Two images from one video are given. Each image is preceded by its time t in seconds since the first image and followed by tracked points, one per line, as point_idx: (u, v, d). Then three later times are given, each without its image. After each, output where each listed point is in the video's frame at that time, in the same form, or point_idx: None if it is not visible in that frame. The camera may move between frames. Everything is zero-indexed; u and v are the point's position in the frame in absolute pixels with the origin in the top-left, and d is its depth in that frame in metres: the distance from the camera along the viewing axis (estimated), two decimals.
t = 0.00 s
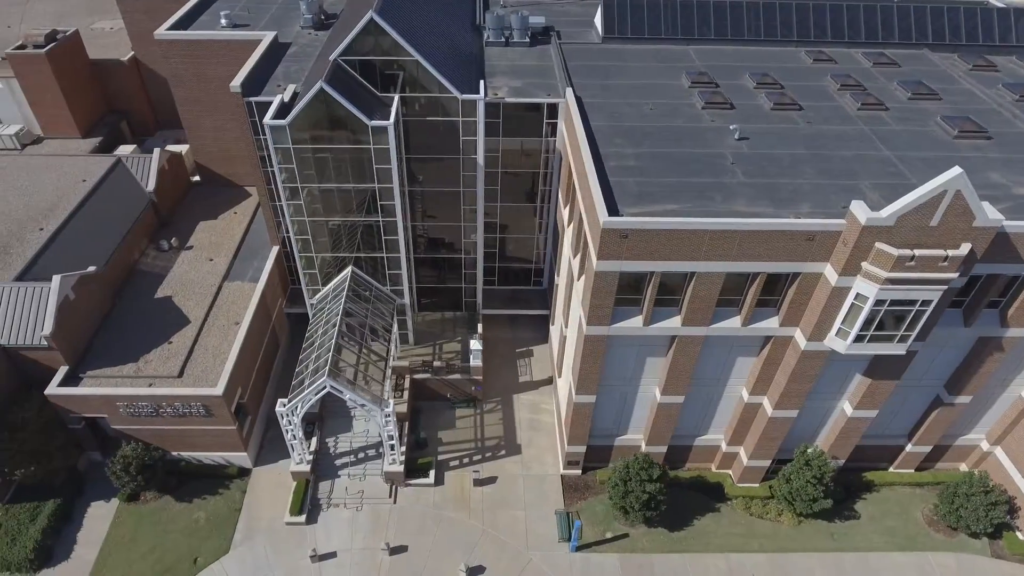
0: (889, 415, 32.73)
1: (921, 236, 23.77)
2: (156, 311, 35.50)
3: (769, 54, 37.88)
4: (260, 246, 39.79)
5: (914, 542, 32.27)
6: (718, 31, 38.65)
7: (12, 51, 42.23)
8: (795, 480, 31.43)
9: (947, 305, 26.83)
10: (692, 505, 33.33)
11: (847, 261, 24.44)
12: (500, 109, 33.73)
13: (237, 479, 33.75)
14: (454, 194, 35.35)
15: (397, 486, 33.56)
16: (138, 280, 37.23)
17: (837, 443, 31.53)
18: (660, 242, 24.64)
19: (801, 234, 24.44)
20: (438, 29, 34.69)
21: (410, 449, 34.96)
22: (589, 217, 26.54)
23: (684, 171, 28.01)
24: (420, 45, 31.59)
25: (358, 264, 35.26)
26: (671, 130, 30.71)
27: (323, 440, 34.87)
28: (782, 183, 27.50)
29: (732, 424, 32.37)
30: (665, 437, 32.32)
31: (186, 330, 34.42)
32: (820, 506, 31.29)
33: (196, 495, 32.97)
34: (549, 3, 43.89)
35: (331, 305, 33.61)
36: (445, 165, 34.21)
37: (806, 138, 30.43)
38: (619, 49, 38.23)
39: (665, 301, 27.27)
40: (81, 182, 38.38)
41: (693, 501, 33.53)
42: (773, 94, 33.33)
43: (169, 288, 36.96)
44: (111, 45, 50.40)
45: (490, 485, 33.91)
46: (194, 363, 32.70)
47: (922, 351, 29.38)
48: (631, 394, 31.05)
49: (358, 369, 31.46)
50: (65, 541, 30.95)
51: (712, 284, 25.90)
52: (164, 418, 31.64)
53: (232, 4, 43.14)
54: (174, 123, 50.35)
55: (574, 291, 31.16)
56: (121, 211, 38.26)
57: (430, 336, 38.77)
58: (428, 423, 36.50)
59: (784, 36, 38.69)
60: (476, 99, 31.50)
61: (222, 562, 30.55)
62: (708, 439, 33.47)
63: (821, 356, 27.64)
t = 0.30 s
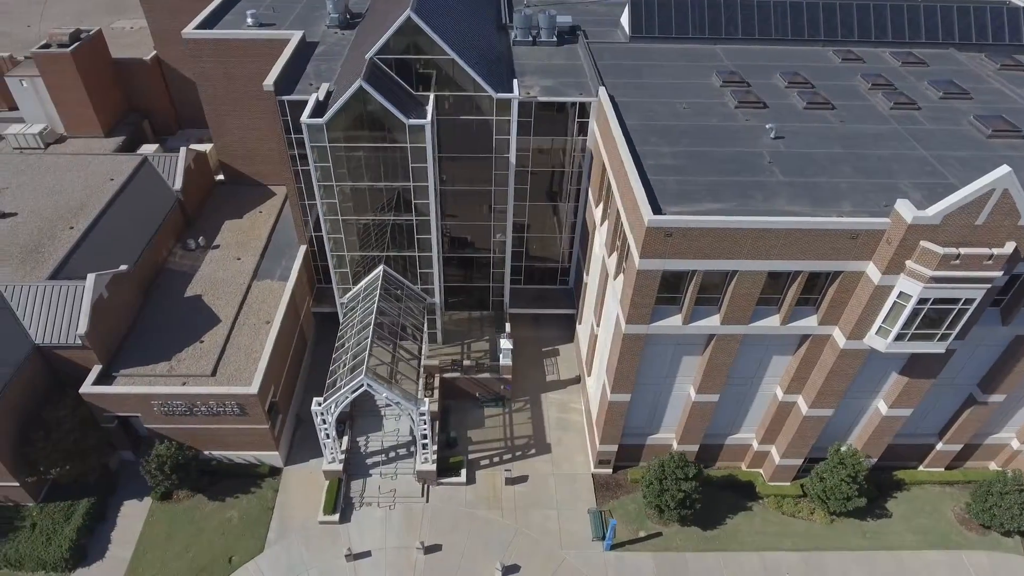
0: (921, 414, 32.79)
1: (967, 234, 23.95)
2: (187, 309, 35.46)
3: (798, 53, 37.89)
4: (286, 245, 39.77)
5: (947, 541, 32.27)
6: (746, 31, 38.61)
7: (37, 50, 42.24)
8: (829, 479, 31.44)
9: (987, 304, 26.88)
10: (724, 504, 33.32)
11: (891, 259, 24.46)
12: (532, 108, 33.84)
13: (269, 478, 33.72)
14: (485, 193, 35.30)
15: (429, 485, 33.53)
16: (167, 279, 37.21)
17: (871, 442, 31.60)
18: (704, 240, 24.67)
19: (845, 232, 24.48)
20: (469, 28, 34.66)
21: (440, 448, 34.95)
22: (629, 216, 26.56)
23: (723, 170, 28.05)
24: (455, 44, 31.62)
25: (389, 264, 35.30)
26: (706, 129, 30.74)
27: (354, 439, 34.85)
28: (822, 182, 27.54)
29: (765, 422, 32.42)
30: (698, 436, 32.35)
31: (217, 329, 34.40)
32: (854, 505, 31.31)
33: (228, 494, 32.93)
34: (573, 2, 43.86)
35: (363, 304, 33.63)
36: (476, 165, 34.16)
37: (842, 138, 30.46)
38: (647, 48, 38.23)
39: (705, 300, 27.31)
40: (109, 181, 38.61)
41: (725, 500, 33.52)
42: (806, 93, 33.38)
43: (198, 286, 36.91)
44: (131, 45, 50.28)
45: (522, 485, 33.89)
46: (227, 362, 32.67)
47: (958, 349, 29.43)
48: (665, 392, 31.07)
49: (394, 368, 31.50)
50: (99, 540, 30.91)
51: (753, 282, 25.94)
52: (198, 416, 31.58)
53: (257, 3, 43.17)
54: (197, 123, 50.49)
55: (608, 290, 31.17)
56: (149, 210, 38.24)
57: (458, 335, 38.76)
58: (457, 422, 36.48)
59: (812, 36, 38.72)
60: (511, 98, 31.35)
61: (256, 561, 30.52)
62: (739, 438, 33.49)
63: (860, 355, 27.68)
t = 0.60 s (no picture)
0: (953, 413, 32.80)
1: (1012, 233, 24.07)
2: (217, 308, 35.44)
3: (826, 53, 37.88)
4: (314, 244, 39.77)
5: (980, 541, 32.26)
6: (775, 30, 38.54)
7: (63, 48, 42.30)
8: (863, 478, 31.45)
9: None
10: (756, 503, 33.33)
11: (935, 258, 24.50)
12: (565, 106, 33.90)
13: (301, 477, 33.73)
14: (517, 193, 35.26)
15: (461, 484, 33.54)
16: (196, 278, 37.20)
17: (904, 441, 31.60)
18: (748, 239, 24.72)
19: (889, 231, 24.52)
20: (501, 27, 34.65)
21: (471, 447, 34.94)
22: (671, 214, 26.58)
23: (761, 169, 28.09)
24: (490, 43, 31.64)
25: (420, 262, 35.33)
26: (741, 128, 30.78)
27: (386, 438, 34.87)
28: (861, 181, 27.58)
29: (798, 421, 32.41)
30: (730, 435, 32.32)
31: (249, 327, 34.39)
32: (889, 504, 31.35)
33: (261, 493, 32.91)
34: (598, 2, 43.87)
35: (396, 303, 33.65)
36: (508, 164, 34.10)
37: (877, 137, 30.49)
38: (676, 48, 38.23)
39: (744, 298, 27.34)
40: (137, 179, 38.69)
41: (758, 499, 33.54)
42: (839, 93, 33.44)
43: (228, 285, 36.88)
44: (152, 44, 49.98)
45: (554, 483, 33.90)
46: (260, 361, 32.64)
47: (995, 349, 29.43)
48: (699, 391, 31.06)
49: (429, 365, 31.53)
50: (134, 538, 30.88)
51: (795, 281, 25.95)
52: (232, 415, 31.56)
53: (283, 2, 43.19)
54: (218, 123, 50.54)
55: (643, 289, 31.19)
56: (178, 208, 38.22)
57: (486, 334, 38.77)
58: (487, 421, 36.50)
59: (840, 35, 38.76)
60: (546, 96, 31.29)
61: (291, 559, 30.50)
62: (772, 437, 33.48)
63: (898, 354, 27.69)
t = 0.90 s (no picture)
0: (985, 413, 32.87)
1: None
2: (248, 307, 35.43)
3: (855, 52, 37.91)
4: (341, 243, 39.79)
5: (1013, 540, 32.33)
6: (803, 30, 38.53)
7: (89, 46, 42.31)
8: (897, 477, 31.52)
9: None
10: (788, 502, 33.39)
11: (978, 257, 24.57)
12: (598, 106, 33.90)
13: (333, 475, 33.76)
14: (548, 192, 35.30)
15: (494, 483, 33.58)
16: (225, 276, 37.23)
17: (938, 440, 31.67)
18: (791, 238, 24.80)
19: (933, 231, 24.59)
20: (533, 27, 34.68)
21: (503, 446, 34.97)
22: (711, 213, 26.65)
23: (800, 168, 28.14)
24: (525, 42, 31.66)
25: (451, 261, 35.38)
26: (777, 128, 30.82)
27: (417, 437, 34.90)
28: (900, 181, 27.63)
29: (831, 420, 32.48)
30: (763, 434, 32.38)
31: (281, 326, 34.43)
32: (923, 503, 31.40)
33: (294, 491, 32.94)
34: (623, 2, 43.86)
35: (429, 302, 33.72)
36: (542, 164, 34.09)
37: (912, 137, 30.54)
38: (704, 47, 38.24)
39: (783, 297, 27.42)
40: (165, 179, 38.73)
41: (789, 498, 33.61)
42: (870, 93, 33.49)
43: (257, 284, 36.89)
44: (174, 43, 49.99)
45: (585, 482, 33.95)
46: (294, 360, 32.67)
47: None
48: (734, 390, 31.14)
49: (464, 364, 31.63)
50: (169, 536, 30.92)
51: (836, 281, 26.03)
52: (266, 413, 31.62)
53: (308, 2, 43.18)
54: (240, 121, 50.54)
55: (678, 288, 31.25)
56: (206, 208, 38.25)
57: (514, 333, 38.81)
58: (517, 420, 36.55)
59: (867, 36, 38.82)
60: (581, 96, 31.30)
61: (327, 558, 30.53)
62: (803, 436, 33.54)
63: (937, 353, 27.76)
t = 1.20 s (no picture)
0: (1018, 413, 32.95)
1: None
2: (279, 306, 35.47)
3: (883, 53, 38.01)
4: (369, 243, 39.86)
5: None
6: (831, 30, 38.63)
7: (116, 46, 42.43)
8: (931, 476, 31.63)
9: None
10: (820, 502, 33.49)
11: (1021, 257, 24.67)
12: (631, 107, 34.00)
13: (366, 474, 33.82)
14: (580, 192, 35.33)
15: (527, 482, 33.65)
16: (255, 276, 37.30)
17: (971, 440, 31.77)
18: (834, 237, 24.91)
19: (976, 231, 24.69)
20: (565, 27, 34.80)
21: (535, 446, 35.03)
22: (752, 213, 26.81)
23: (838, 169, 28.22)
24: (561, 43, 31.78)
25: (483, 261, 35.48)
26: (812, 128, 30.90)
27: (449, 436, 34.99)
28: (939, 181, 27.72)
29: (863, 420, 32.59)
30: (796, 433, 32.47)
31: (313, 326, 34.49)
32: (956, 503, 31.47)
33: (328, 490, 33.02)
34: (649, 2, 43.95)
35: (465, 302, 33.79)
36: (575, 165, 34.15)
37: (947, 137, 30.64)
38: (733, 47, 38.30)
39: (823, 297, 27.53)
40: (194, 179, 38.80)
41: (821, 497, 33.69)
42: (902, 94, 33.60)
43: (288, 283, 36.95)
44: (197, 42, 50.06)
45: (617, 481, 34.02)
46: (328, 359, 32.74)
47: None
48: (768, 389, 31.25)
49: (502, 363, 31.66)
50: (205, 535, 30.99)
51: (877, 280, 26.15)
52: (302, 413, 31.67)
53: (335, 2, 43.27)
54: (262, 121, 50.59)
55: (713, 288, 31.35)
56: (236, 207, 38.32)
57: (543, 333, 38.90)
58: (547, 419, 36.62)
59: (895, 36, 38.94)
60: (617, 96, 31.39)
61: (363, 557, 30.58)
62: (835, 436, 33.65)
63: (975, 353, 27.85)
